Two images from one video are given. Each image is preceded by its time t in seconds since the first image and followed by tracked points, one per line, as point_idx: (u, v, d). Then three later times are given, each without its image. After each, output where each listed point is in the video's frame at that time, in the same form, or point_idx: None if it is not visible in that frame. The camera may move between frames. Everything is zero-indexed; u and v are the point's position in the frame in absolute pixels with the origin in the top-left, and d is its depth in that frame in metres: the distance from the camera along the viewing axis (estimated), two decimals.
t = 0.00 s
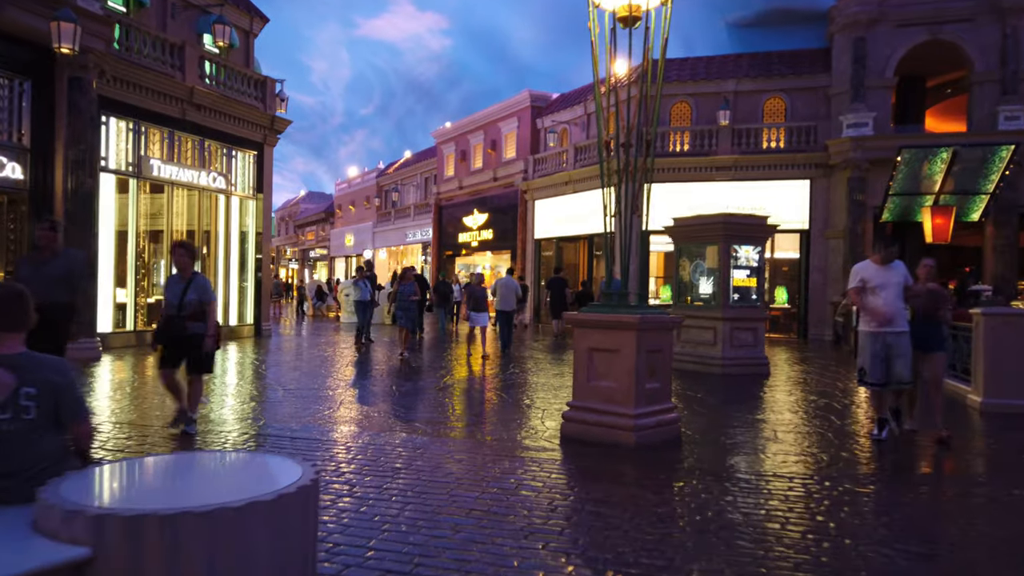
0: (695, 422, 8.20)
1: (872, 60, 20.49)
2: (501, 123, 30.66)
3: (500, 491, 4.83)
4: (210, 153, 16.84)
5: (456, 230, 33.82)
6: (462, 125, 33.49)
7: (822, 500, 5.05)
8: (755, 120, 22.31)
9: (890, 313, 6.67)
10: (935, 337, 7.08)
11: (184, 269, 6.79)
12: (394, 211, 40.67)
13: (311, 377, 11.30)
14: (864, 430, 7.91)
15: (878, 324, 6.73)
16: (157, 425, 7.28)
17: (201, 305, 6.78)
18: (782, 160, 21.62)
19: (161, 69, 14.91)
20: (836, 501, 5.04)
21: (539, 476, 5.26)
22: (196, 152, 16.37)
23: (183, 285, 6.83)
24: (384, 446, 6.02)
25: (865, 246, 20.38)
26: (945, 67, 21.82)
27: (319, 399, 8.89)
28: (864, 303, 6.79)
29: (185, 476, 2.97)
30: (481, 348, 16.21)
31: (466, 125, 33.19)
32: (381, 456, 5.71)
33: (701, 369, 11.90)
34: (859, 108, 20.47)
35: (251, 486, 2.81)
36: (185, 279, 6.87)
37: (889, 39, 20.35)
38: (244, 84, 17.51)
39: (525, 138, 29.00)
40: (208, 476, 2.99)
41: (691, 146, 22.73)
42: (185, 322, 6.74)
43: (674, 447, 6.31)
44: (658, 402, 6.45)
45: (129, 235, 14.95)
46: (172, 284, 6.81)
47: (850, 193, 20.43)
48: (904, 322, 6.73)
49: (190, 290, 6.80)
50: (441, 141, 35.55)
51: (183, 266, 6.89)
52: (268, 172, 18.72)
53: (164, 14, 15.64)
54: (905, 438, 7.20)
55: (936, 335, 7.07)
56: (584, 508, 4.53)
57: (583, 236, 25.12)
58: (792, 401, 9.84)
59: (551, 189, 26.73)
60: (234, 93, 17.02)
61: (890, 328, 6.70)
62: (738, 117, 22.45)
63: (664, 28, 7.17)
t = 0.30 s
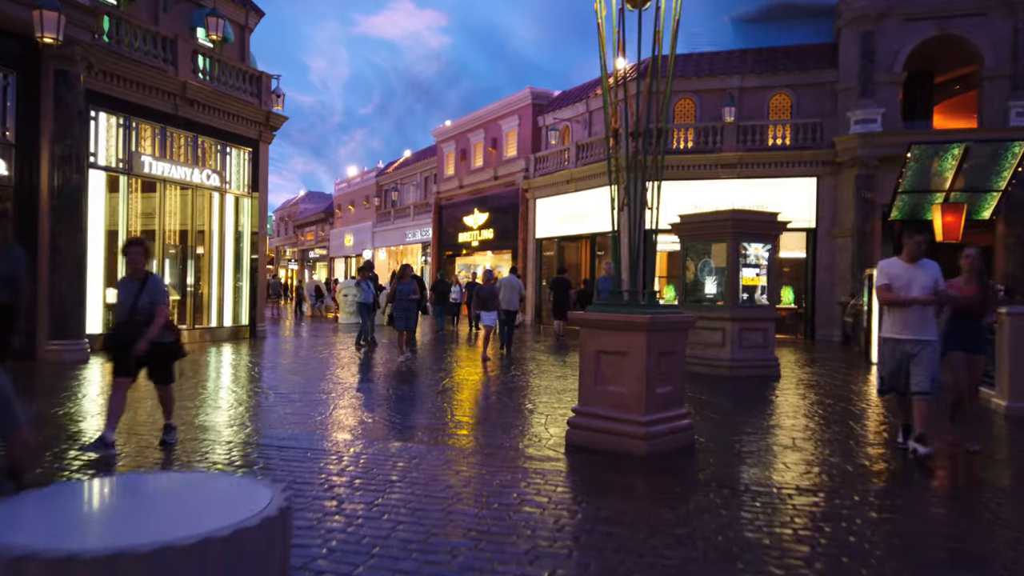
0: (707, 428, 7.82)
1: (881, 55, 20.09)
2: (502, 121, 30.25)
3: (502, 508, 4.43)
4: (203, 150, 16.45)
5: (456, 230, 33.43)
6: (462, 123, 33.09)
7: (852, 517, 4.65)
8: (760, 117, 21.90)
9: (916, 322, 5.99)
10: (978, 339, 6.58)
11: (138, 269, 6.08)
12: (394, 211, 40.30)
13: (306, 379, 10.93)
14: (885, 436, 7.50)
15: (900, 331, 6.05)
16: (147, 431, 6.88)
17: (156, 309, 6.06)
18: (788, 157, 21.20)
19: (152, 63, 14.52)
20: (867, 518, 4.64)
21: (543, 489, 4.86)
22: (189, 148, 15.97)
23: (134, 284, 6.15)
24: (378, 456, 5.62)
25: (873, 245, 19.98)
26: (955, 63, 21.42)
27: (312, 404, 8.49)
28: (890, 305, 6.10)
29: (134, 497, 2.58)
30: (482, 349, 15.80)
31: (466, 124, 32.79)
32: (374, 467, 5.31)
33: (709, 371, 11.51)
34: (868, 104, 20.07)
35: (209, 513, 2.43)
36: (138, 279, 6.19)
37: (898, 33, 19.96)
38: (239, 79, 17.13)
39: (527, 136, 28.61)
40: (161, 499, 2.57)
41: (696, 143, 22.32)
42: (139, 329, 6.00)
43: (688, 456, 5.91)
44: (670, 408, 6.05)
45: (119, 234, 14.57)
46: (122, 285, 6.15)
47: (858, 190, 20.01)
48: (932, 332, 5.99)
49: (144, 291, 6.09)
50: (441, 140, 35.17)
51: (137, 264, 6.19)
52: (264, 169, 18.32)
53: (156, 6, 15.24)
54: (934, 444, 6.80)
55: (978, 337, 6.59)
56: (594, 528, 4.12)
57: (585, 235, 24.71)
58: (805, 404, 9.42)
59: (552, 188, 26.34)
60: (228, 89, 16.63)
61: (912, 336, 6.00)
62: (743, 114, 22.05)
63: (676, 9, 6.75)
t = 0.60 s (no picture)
0: (731, 435, 7.41)
1: (899, 49, 19.62)
2: (511, 119, 29.86)
3: (519, 527, 4.05)
4: (207, 147, 16.14)
5: (465, 229, 33.06)
6: (471, 121, 32.71)
7: (900, 537, 4.24)
8: (775, 112, 21.44)
9: (960, 319, 5.53)
10: None
11: (93, 259, 5.46)
12: (402, 211, 39.97)
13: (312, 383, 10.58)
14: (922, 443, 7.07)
15: (943, 328, 5.59)
16: (140, 438, 6.48)
17: (113, 306, 5.41)
18: (803, 154, 20.72)
19: (154, 58, 14.21)
20: (917, 538, 4.24)
21: (562, 505, 4.48)
22: (192, 146, 15.66)
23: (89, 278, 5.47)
24: (384, 468, 5.25)
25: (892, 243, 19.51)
26: (974, 57, 20.92)
27: (316, 409, 8.12)
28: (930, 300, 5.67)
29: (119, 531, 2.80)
30: (493, 351, 15.43)
31: (475, 122, 32.42)
32: (380, 480, 4.93)
33: (728, 374, 11.10)
34: (886, 99, 19.60)
35: (186, 550, 2.66)
36: (96, 272, 5.51)
37: (917, 26, 19.48)
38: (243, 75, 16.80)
39: (536, 134, 28.20)
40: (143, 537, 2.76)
41: (709, 140, 21.86)
42: (94, 327, 5.35)
43: (715, 467, 5.52)
44: (695, 416, 5.65)
45: (121, 233, 14.26)
46: (77, 278, 5.48)
47: (876, 187, 19.55)
48: (980, 329, 5.53)
49: (100, 285, 5.44)
50: (449, 139, 34.82)
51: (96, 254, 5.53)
52: (270, 167, 17.99)
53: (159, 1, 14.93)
54: (975, 452, 6.38)
55: None
56: (619, 551, 3.74)
57: (596, 234, 24.29)
58: (832, 409, 8.98)
59: (562, 186, 25.93)
60: (232, 86, 16.31)
61: (958, 333, 5.54)
62: (757, 110, 21.58)
63: None
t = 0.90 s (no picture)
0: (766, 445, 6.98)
1: (929, 43, 19.06)
2: (528, 118, 29.49)
3: (546, 554, 3.68)
4: (221, 146, 15.90)
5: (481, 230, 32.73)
6: (487, 120, 32.37)
7: (970, 563, 3.83)
8: (799, 109, 20.90)
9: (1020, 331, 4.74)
10: None
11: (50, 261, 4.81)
12: (418, 211, 39.69)
13: (326, 387, 10.27)
14: (971, 454, 6.62)
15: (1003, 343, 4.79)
16: (139, 449, 6.11)
17: (76, 317, 4.80)
18: (829, 151, 20.16)
19: (166, 55, 13.98)
20: (986, 565, 3.83)
21: (591, 527, 4.10)
22: (206, 144, 15.43)
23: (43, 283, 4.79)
24: (399, 484, 4.88)
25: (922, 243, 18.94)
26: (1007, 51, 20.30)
27: (329, 416, 7.77)
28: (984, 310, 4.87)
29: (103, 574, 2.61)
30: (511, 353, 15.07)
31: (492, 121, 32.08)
32: (394, 497, 4.57)
33: (757, 378, 10.67)
34: (915, 94, 19.04)
35: None
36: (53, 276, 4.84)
37: (947, 19, 18.90)
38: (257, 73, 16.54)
39: (553, 132, 27.82)
40: None
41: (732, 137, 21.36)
42: (50, 341, 4.72)
43: (754, 482, 5.11)
44: (731, 428, 5.24)
45: (134, 234, 14.02)
46: (32, 283, 4.82)
47: (904, 185, 18.98)
48: None
49: (58, 292, 4.78)
50: (466, 138, 34.49)
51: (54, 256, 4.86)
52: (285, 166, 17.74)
53: None
54: None
55: None
56: None
57: (615, 234, 23.85)
58: (869, 416, 8.53)
59: (581, 185, 25.52)
60: (246, 84, 16.05)
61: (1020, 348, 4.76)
62: (781, 106, 21.06)
63: None
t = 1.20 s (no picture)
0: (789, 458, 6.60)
1: (946, 39, 18.66)
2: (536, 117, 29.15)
3: None
4: (224, 146, 15.61)
5: (488, 231, 32.39)
6: (495, 120, 32.05)
7: None
8: (813, 107, 20.47)
9: None
10: None
11: None
12: (425, 212, 39.37)
13: (330, 394, 9.95)
14: (1008, 469, 6.23)
15: None
16: (125, 465, 5.74)
17: None
18: (844, 149, 19.73)
19: (168, 53, 13.72)
20: None
21: (609, 555, 3.75)
22: (208, 144, 15.14)
23: None
24: (400, 505, 4.53)
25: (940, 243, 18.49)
26: None
27: (331, 427, 7.43)
28: None
29: None
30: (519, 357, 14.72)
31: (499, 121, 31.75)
32: (394, 521, 4.22)
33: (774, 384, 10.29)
34: (932, 91, 18.62)
35: None
36: None
37: (965, 15, 18.50)
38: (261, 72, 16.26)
39: (562, 132, 27.48)
40: None
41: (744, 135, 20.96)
42: None
43: (781, 503, 4.74)
44: (757, 444, 4.88)
45: (134, 235, 13.74)
46: None
47: (921, 184, 18.55)
48: None
49: None
50: (473, 139, 34.16)
51: None
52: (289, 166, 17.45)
53: None
54: None
55: None
56: None
57: (624, 235, 23.47)
58: (894, 426, 8.14)
59: (589, 185, 25.16)
60: (249, 82, 15.77)
61: None
62: (794, 104, 20.64)
63: None
